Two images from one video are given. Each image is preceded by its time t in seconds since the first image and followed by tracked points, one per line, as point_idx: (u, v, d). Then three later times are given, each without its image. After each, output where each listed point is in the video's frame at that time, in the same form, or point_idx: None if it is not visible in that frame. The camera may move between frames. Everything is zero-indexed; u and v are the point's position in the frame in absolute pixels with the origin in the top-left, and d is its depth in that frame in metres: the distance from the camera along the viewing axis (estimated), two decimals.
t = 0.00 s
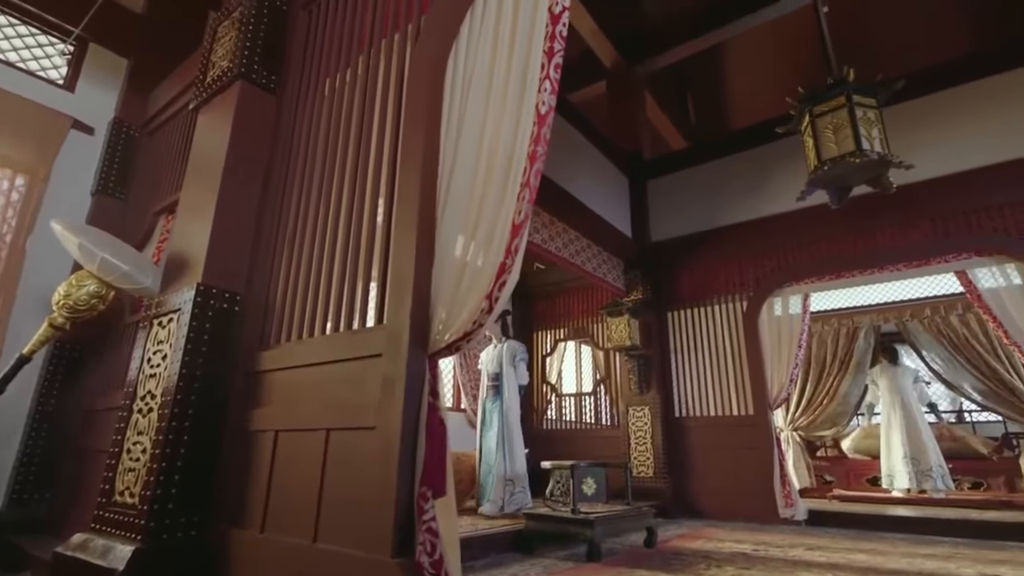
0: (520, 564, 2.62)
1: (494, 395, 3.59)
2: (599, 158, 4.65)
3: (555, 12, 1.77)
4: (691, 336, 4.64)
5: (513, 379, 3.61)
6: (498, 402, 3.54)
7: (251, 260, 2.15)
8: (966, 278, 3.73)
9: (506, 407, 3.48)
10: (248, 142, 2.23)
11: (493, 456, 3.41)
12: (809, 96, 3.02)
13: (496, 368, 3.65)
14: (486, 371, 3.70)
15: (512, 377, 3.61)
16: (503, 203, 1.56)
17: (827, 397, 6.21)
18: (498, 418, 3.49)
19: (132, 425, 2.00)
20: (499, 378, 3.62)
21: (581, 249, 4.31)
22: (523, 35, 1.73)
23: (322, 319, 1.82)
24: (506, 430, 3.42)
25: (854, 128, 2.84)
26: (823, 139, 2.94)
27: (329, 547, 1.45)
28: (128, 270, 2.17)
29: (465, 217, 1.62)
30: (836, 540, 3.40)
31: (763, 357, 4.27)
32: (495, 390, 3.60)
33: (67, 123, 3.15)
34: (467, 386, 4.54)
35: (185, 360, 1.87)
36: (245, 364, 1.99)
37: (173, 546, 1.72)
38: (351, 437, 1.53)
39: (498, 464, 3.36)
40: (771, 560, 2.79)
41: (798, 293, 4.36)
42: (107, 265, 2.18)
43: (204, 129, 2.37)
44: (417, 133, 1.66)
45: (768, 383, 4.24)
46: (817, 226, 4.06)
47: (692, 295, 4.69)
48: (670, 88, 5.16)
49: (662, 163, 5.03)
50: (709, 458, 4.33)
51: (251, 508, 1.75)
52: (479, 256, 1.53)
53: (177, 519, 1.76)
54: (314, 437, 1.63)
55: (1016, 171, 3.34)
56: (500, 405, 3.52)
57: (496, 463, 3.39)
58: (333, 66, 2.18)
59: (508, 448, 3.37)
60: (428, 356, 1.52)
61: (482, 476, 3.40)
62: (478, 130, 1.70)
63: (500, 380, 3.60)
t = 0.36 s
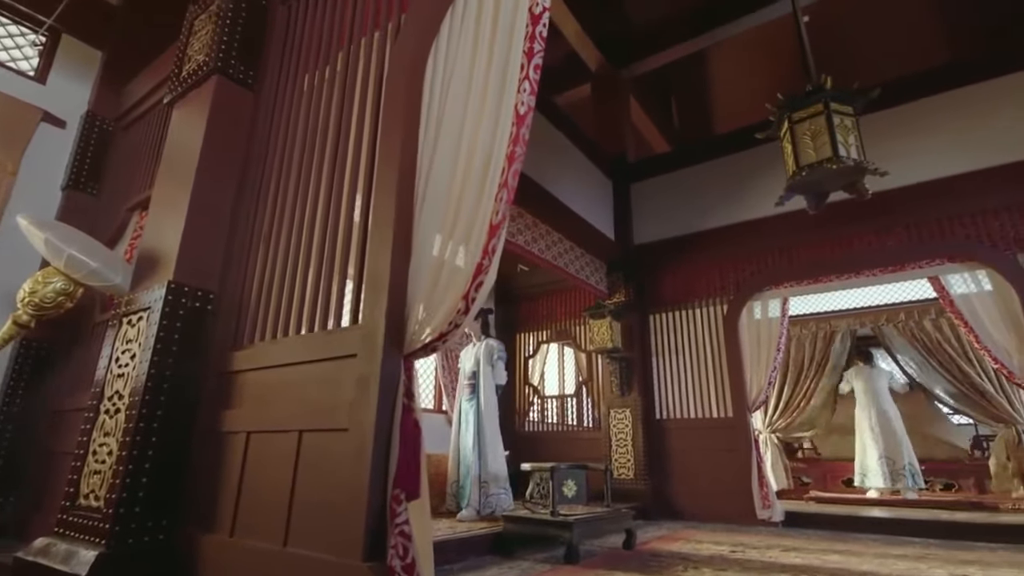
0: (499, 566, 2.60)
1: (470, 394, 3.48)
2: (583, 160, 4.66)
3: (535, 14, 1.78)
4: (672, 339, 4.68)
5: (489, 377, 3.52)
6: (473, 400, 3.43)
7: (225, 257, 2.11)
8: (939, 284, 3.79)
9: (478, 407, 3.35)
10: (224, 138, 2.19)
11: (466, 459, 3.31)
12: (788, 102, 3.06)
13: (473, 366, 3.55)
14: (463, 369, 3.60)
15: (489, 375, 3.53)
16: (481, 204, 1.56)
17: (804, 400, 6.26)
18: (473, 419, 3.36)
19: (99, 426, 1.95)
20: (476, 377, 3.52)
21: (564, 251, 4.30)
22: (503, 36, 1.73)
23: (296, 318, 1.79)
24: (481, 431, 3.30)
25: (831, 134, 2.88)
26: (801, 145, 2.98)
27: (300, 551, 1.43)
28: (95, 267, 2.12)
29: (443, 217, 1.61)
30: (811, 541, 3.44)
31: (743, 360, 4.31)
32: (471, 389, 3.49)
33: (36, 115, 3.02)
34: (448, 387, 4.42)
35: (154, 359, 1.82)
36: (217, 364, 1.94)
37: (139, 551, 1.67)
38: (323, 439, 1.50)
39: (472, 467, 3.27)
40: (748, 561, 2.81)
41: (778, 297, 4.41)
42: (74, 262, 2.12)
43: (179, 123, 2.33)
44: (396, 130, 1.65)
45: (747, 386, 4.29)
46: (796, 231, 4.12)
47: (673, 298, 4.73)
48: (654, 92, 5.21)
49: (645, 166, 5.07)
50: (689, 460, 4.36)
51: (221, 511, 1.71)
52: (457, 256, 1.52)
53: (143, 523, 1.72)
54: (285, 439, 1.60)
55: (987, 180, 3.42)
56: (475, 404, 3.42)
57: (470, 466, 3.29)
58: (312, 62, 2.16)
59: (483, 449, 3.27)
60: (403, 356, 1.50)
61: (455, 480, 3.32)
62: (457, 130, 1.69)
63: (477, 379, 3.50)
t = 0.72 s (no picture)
0: (481, 570, 2.57)
1: (451, 394, 3.37)
2: (569, 163, 4.66)
3: (518, 13, 1.77)
4: (657, 341, 4.69)
5: (472, 378, 3.41)
6: (455, 401, 3.34)
7: (202, 255, 2.07)
8: (917, 289, 3.84)
9: (461, 407, 3.26)
10: (202, 134, 2.16)
11: (447, 461, 3.23)
12: (771, 108, 3.09)
13: (455, 366, 3.44)
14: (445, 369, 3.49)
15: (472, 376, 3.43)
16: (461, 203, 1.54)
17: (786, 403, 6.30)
18: (456, 420, 3.26)
19: (68, 428, 1.90)
20: (458, 377, 3.41)
21: (549, 254, 4.28)
22: (486, 35, 1.72)
23: (273, 318, 1.75)
24: (465, 433, 3.21)
25: (812, 140, 2.92)
26: (783, 151, 3.01)
27: (272, 556, 1.40)
28: (66, 265, 2.08)
29: (424, 216, 1.59)
30: (791, 543, 3.48)
31: (726, 363, 4.34)
32: (453, 389, 3.39)
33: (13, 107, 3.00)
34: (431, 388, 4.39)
35: (125, 359, 1.78)
36: (191, 365, 1.90)
37: (107, 556, 1.63)
38: (298, 441, 1.48)
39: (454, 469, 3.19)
40: (728, 564, 2.83)
41: (760, 300, 4.44)
42: (45, 258, 2.07)
43: (157, 119, 2.29)
44: (376, 128, 1.62)
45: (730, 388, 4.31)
46: (778, 236, 4.17)
47: (658, 301, 4.75)
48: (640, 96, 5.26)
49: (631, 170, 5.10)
50: (672, 462, 4.38)
51: (193, 515, 1.67)
52: (436, 256, 1.50)
53: (112, 527, 1.67)
54: (260, 441, 1.57)
55: (964, 187, 3.49)
56: (457, 405, 3.32)
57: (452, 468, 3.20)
58: (293, 59, 2.13)
59: (465, 451, 3.18)
60: (381, 357, 1.48)
61: (434, 483, 3.23)
62: (439, 129, 1.68)
63: (459, 379, 3.40)
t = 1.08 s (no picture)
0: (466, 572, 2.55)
1: (437, 396, 3.32)
2: (558, 164, 4.66)
3: (503, 13, 1.76)
4: (645, 344, 4.70)
5: (458, 379, 3.34)
6: (440, 402, 3.27)
7: (182, 253, 2.04)
8: (900, 293, 3.83)
9: (446, 408, 3.20)
10: (183, 132, 2.13)
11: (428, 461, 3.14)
12: (758, 112, 3.11)
13: (442, 367, 3.39)
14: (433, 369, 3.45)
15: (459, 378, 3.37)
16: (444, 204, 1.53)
17: (774, 406, 6.31)
18: (439, 421, 3.19)
19: (41, 430, 1.85)
20: (444, 378, 3.36)
21: (538, 256, 4.24)
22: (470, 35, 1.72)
23: (253, 318, 1.73)
24: (448, 435, 3.13)
25: (798, 145, 2.94)
26: (769, 155, 3.03)
27: (248, 560, 1.37)
28: (42, 262, 2.05)
29: (406, 216, 1.58)
30: (776, 545, 3.50)
31: (713, 366, 4.35)
32: (438, 390, 3.33)
33: None
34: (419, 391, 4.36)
35: (101, 359, 1.75)
36: (168, 366, 1.86)
37: (80, 560, 1.59)
38: (275, 443, 1.45)
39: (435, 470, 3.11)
40: (713, 566, 2.83)
41: (747, 303, 4.45)
42: (20, 255, 2.04)
43: (137, 115, 2.25)
44: (358, 125, 1.61)
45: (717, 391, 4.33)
46: (765, 240, 4.20)
47: (646, 303, 4.76)
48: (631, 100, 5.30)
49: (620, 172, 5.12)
50: (660, 464, 4.39)
51: (168, 519, 1.64)
52: (418, 256, 1.49)
53: (85, 531, 1.64)
54: (237, 443, 1.54)
55: (946, 193, 3.54)
56: (442, 406, 3.25)
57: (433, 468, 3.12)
58: (277, 56, 2.10)
59: (449, 452, 3.10)
60: (361, 358, 1.47)
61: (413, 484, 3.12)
62: (422, 128, 1.67)
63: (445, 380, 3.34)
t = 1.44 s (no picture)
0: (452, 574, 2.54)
1: (423, 395, 3.24)
2: (549, 164, 4.64)
3: (488, 10, 1.75)
4: (634, 344, 4.70)
5: (447, 380, 3.30)
6: (428, 402, 3.20)
7: (163, 250, 2.00)
8: (887, 295, 3.90)
9: (433, 409, 3.13)
10: (165, 127, 2.10)
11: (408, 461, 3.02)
12: (746, 114, 3.12)
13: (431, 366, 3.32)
14: (418, 366, 3.35)
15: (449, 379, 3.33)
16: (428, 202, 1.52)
17: (761, 405, 6.35)
18: (426, 421, 3.13)
19: (15, 430, 1.81)
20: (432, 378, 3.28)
21: (528, 256, 4.22)
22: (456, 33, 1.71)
23: (234, 316, 1.70)
24: (438, 436, 3.07)
25: (786, 146, 2.95)
26: (758, 156, 3.04)
27: (225, 562, 1.35)
28: (20, 259, 1.95)
29: (390, 214, 1.56)
30: (762, 545, 3.51)
31: (702, 366, 4.36)
32: (425, 389, 3.25)
33: None
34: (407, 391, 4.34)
35: (77, 358, 1.72)
36: (147, 365, 1.83)
37: (55, 563, 1.56)
38: (255, 443, 1.43)
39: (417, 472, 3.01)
40: (698, 566, 2.84)
41: (736, 304, 4.46)
42: None
43: (118, 110, 2.22)
44: (342, 122, 1.59)
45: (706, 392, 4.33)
46: (754, 241, 4.22)
47: (635, 303, 4.76)
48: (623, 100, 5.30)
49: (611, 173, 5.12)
50: (648, 465, 4.39)
51: (145, 521, 1.60)
52: (402, 255, 1.48)
53: (60, 533, 1.61)
54: (216, 444, 1.51)
55: (933, 195, 3.57)
56: (429, 406, 3.18)
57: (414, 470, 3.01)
58: (261, 52, 2.08)
59: (435, 453, 3.03)
60: (343, 358, 1.45)
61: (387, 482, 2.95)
62: (407, 125, 1.65)
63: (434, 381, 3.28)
